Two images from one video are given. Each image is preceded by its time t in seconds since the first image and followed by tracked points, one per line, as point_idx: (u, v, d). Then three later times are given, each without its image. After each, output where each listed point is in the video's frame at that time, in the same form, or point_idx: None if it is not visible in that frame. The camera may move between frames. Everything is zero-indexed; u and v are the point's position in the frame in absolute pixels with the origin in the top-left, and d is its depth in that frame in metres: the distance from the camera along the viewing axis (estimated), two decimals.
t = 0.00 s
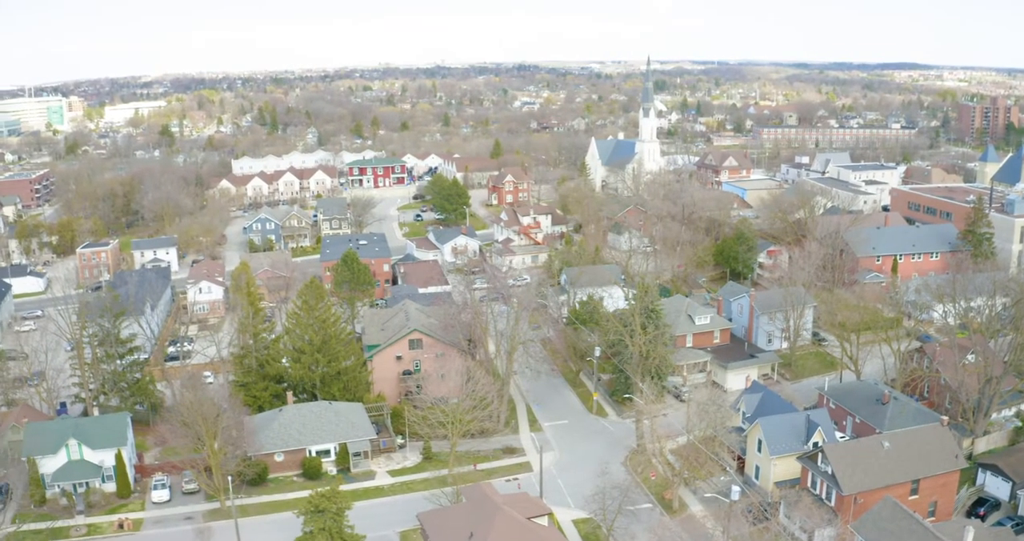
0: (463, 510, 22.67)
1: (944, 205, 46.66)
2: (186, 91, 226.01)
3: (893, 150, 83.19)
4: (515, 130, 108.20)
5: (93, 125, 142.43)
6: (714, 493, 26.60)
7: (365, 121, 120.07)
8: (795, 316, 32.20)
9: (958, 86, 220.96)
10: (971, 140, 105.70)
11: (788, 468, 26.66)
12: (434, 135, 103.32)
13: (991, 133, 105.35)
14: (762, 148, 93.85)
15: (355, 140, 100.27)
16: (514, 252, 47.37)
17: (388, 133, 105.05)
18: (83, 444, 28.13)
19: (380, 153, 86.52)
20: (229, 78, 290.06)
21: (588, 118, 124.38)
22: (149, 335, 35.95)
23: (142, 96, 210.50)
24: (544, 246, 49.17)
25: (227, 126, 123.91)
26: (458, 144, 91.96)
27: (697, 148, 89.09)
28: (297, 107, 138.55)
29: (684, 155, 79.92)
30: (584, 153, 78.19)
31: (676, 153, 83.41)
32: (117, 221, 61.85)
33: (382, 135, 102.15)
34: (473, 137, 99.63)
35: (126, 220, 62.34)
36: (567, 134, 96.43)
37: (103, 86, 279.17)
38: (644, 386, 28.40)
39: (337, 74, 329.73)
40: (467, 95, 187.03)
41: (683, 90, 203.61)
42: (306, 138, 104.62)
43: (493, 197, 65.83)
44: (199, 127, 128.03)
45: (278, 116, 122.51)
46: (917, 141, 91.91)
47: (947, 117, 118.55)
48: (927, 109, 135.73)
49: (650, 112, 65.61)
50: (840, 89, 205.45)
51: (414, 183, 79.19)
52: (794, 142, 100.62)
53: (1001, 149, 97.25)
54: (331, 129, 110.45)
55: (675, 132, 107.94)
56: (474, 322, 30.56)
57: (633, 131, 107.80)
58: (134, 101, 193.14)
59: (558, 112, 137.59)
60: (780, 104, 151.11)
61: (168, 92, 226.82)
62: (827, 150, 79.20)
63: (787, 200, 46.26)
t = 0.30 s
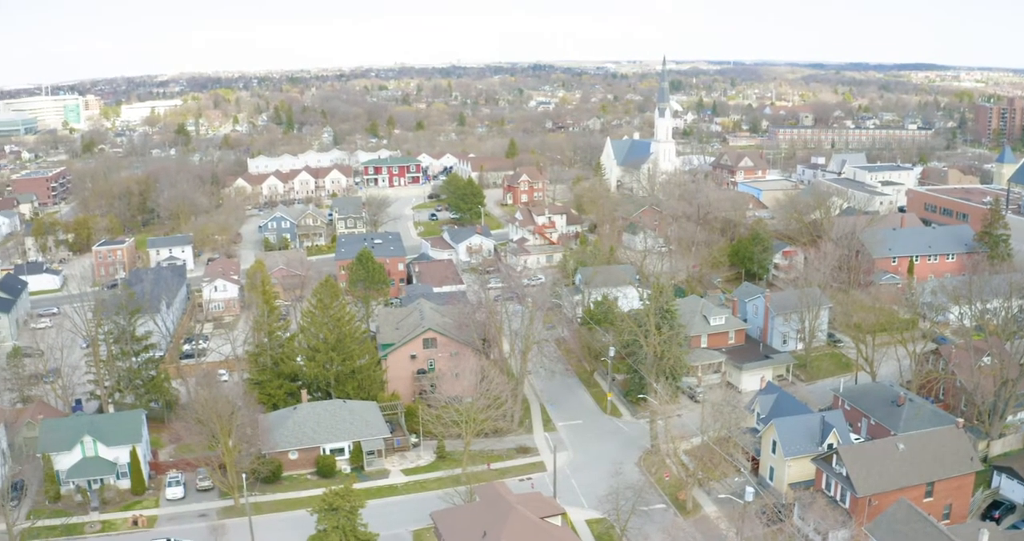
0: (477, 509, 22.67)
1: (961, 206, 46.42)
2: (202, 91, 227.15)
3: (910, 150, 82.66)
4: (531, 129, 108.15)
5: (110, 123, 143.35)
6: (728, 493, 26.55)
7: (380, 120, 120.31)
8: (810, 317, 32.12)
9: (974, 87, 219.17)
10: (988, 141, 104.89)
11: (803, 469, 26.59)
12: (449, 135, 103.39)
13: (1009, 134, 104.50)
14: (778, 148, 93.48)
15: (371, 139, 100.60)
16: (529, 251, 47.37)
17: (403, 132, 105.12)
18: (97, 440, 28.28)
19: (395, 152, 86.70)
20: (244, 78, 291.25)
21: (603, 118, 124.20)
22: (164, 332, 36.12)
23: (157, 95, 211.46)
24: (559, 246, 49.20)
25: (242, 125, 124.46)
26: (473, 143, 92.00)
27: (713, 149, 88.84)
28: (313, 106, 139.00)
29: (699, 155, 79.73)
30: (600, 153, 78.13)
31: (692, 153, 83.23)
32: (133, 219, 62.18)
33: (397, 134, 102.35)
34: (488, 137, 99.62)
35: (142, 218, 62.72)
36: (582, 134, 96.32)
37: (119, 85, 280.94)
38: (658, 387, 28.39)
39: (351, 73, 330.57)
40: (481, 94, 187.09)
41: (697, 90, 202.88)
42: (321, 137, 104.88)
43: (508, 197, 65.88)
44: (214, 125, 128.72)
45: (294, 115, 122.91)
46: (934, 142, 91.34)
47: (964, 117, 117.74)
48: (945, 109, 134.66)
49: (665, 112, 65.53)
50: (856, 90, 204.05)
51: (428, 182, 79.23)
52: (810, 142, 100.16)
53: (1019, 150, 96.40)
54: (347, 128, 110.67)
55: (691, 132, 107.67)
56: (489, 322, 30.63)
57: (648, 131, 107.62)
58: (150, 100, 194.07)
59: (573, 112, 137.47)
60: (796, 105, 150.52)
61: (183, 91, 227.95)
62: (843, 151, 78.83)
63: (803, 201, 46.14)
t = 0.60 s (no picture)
0: (491, 508, 22.72)
1: (979, 207, 46.18)
2: (217, 90, 228.36)
3: (927, 152, 82.16)
4: (546, 129, 108.14)
5: (127, 122, 144.49)
6: (743, 495, 26.50)
7: (396, 119, 120.56)
8: (826, 318, 32.04)
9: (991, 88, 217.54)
10: (1006, 143, 104.10)
11: (817, 471, 26.51)
12: (464, 134, 103.48)
13: None
14: (794, 149, 93.14)
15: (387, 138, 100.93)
16: (544, 251, 47.41)
17: (419, 132, 105.15)
18: (112, 437, 28.43)
19: (410, 152, 86.89)
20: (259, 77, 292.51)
21: (618, 118, 124.07)
22: (179, 330, 36.29)
23: (174, 93, 212.96)
24: (574, 246, 49.21)
25: (258, 125, 125.05)
26: (488, 143, 92.03)
27: (728, 149, 88.62)
28: (328, 106, 139.49)
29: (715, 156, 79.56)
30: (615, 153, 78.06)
31: (709, 153, 83.00)
32: (149, 217, 62.55)
33: (412, 134, 102.55)
34: (503, 136, 99.66)
35: (158, 216, 63.07)
36: (597, 134, 96.22)
37: (137, 85, 283.52)
38: (673, 387, 28.37)
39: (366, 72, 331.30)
40: (495, 94, 187.19)
41: (712, 90, 202.30)
42: (337, 137, 105.13)
43: (523, 196, 65.92)
44: (230, 125, 129.40)
45: (310, 115, 123.35)
46: (951, 143, 90.70)
47: (981, 118, 116.74)
48: (962, 110, 133.62)
49: (680, 112, 65.44)
50: (872, 91, 202.75)
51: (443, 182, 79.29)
52: (826, 142, 99.69)
53: None
54: (363, 127, 110.94)
55: (707, 133, 107.34)
56: (503, 322, 30.69)
57: (663, 131, 107.46)
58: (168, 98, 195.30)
59: (589, 111, 137.37)
60: (813, 105, 149.81)
61: (198, 90, 229.26)
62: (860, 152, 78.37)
63: (819, 202, 46.01)
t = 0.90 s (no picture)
0: (504, 507, 22.75)
1: (996, 209, 45.95)
2: (232, 89, 229.36)
3: (944, 153, 81.66)
4: (562, 130, 108.06)
5: (144, 121, 145.42)
6: (757, 496, 26.45)
7: (411, 119, 120.79)
8: (841, 319, 31.97)
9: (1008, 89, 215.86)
10: None
11: (832, 472, 26.44)
12: (479, 134, 103.58)
13: None
14: (810, 149, 92.81)
15: (403, 138, 101.18)
16: (559, 251, 47.48)
17: (434, 132, 105.22)
18: (127, 434, 28.57)
19: (425, 151, 87.06)
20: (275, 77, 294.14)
21: (634, 118, 123.96)
22: (195, 328, 36.47)
23: (190, 93, 214.10)
24: (589, 246, 49.26)
25: (274, 124, 125.60)
26: (504, 143, 92.07)
27: (744, 150, 88.33)
28: (344, 105, 139.91)
29: (730, 156, 79.34)
30: (631, 154, 77.99)
31: (724, 154, 82.82)
32: (165, 216, 62.91)
33: (428, 133, 102.76)
34: (518, 136, 99.71)
35: (174, 214, 63.45)
36: (612, 134, 96.16)
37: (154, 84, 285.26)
38: (688, 388, 28.35)
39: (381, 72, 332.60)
40: (510, 94, 187.29)
41: (726, 91, 201.75)
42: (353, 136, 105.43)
43: (539, 196, 65.99)
44: (247, 124, 130.02)
45: (326, 114, 123.83)
46: (968, 144, 90.14)
47: (999, 119, 115.80)
48: (980, 111, 132.58)
49: (696, 112, 65.36)
50: (889, 92, 201.56)
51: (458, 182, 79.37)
52: (842, 143, 99.27)
53: None
54: (378, 127, 111.15)
55: (722, 133, 107.07)
56: (518, 321, 30.76)
57: (679, 131, 107.27)
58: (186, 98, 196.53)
59: (605, 112, 137.29)
60: (828, 106, 149.15)
61: (213, 89, 230.37)
62: (877, 153, 78.03)
63: (835, 203, 45.89)
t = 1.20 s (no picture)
0: (517, 507, 22.76)
1: (1013, 211, 45.73)
2: (247, 89, 230.25)
3: (962, 154, 81.16)
4: (578, 130, 107.96)
5: (161, 120, 146.10)
6: (771, 498, 26.42)
7: (426, 118, 120.96)
8: (857, 321, 31.91)
9: None
10: None
11: (847, 474, 26.37)
12: (495, 134, 103.64)
13: None
14: (826, 150, 92.47)
15: (419, 138, 101.38)
16: (574, 251, 47.57)
17: (450, 132, 105.25)
18: (142, 432, 28.70)
19: (440, 151, 87.20)
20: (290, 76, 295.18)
21: (649, 118, 123.85)
22: (210, 326, 36.64)
23: (206, 92, 215.06)
24: (604, 246, 49.30)
25: (290, 123, 126.05)
26: (519, 143, 92.12)
27: (760, 150, 88.09)
28: (360, 105, 140.25)
29: (746, 157, 79.15)
30: (646, 154, 77.94)
31: (740, 154, 82.61)
32: (181, 215, 63.22)
33: (443, 133, 102.94)
34: (534, 136, 99.77)
35: (190, 213, 63.79)
36: (627, 134, 96.06)
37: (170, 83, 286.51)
38: (702, 388, 28.35)
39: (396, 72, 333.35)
40: (526, 94, 187.32)
41: (741, 92, 201.21)
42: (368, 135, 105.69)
43: (554, 196, 66.06)
44: (262, 123, 130.52)
45: (342, 114, 124.21)
46: (986, 145, 89.48)
47: (1018, 120, 114.88)
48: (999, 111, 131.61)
49: (712, 113, 65.27)
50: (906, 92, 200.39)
51: (473, 181, 79.43)
52: (858, 144, 98.85)
53: None
54: (393, 126, 111.31)
55: (738, 133, 106.74)
56: (533, 321, 30.80)
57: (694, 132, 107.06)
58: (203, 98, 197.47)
59: (619, 112, 137.10)
60: (844, 107, 148.36)
61: (228, 89, 231.28)
62: (894, 154, 77.54)
63: (851, 204, 45.77)
